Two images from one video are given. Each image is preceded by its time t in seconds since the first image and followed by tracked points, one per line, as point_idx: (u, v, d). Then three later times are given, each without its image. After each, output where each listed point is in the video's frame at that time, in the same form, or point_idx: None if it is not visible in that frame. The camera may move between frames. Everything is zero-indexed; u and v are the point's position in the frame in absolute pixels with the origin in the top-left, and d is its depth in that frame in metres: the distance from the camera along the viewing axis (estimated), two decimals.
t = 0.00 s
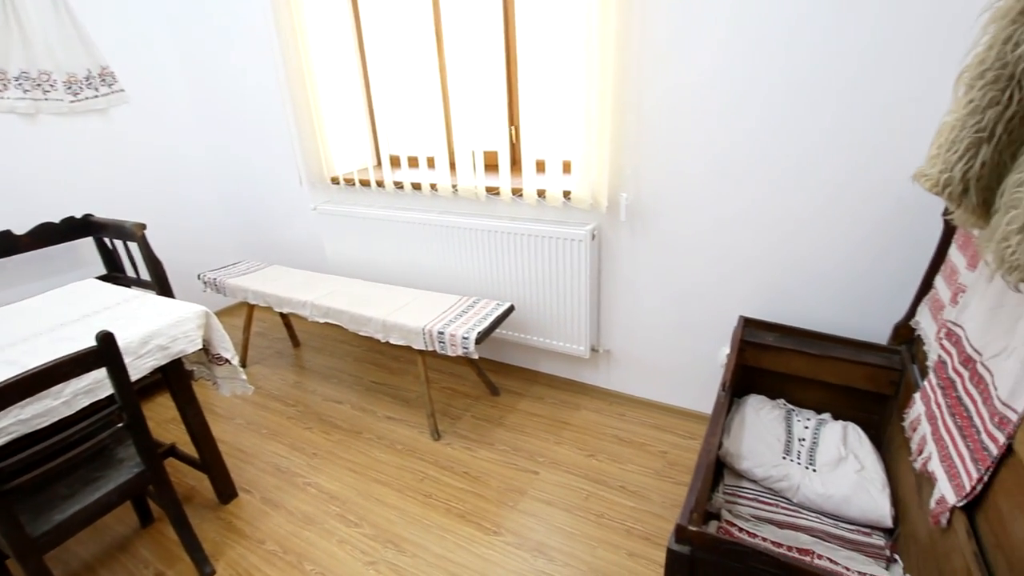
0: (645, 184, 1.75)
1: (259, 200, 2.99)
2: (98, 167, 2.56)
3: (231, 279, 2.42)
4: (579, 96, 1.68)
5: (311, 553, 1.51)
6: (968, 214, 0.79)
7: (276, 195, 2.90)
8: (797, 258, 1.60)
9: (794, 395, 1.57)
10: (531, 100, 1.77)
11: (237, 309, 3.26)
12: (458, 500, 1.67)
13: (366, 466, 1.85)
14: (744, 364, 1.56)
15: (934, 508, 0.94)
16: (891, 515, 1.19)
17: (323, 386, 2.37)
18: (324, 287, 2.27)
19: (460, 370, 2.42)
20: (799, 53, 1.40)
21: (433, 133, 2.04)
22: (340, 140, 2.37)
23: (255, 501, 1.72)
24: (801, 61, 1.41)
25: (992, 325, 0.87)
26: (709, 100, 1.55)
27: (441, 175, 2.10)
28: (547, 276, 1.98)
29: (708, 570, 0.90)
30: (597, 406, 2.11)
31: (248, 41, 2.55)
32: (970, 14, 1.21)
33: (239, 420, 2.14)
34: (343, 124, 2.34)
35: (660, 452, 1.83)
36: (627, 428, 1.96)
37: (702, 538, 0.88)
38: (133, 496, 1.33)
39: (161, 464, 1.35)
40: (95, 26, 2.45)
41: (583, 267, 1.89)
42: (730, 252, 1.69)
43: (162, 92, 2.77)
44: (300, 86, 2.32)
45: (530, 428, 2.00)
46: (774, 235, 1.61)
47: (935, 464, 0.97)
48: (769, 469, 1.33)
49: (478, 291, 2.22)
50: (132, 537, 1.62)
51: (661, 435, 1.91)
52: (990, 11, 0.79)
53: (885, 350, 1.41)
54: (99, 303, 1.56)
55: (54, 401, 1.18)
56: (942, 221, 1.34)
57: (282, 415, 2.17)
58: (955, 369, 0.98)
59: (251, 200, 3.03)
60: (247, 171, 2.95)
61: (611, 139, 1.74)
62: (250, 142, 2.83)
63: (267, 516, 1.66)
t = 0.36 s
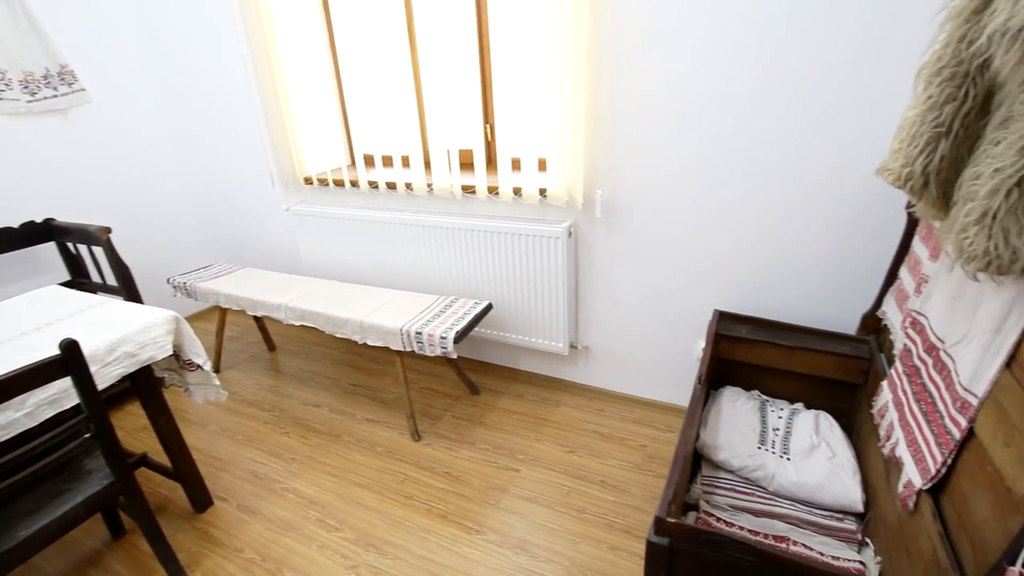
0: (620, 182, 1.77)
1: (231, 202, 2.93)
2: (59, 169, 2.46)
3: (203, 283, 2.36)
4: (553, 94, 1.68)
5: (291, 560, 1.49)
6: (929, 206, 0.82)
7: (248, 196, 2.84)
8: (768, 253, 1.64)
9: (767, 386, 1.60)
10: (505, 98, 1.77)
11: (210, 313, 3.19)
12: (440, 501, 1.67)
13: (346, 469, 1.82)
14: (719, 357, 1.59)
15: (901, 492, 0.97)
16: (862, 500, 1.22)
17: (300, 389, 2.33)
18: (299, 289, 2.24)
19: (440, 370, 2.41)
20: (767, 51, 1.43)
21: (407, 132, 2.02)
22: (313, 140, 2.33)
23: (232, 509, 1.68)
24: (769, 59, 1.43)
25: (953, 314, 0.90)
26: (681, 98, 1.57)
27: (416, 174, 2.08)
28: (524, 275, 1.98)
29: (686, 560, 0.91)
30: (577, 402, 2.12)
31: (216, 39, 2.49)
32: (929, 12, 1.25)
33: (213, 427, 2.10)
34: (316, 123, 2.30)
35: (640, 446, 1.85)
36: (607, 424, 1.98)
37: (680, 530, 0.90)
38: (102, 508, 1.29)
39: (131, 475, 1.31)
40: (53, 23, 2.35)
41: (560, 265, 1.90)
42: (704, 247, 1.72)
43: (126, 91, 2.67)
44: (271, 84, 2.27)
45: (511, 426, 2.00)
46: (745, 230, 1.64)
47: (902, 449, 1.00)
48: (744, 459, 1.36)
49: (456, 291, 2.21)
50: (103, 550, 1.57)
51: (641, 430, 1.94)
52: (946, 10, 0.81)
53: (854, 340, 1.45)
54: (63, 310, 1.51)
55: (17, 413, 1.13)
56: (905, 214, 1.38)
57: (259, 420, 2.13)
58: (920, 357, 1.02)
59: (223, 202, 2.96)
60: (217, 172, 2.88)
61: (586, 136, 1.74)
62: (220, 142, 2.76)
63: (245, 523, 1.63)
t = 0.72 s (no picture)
0: (596, 181, 1.78)
1: (202, 206, 2.87)
2: (20, 175, 2.38)
3: (174, 289, 2.31)
4: (529, 95, 1.68)
5: (271, 570, 1.46)
6: (894, 202, 0.84)
7: (220, 200, 2.78)
8: (742, 250, 1.67)
9: (743, 381, 1.63)
10: (481, 99, 1.77)
11: (182, 320, 3.12)
12: (422, 504, 1.65)
13: (326, 476, 1.80)
14: (696, 353, 1.61)
15: (873, 481, 1.00)
16: (836, 490, 1.25)
17: (278, 395, 2.29)
18: (274, 294, 2.20)
19: (420, 373, 2.40)
20: (737, 52, 1.45)
21: (382, 134, 2.01)
22: (287, 142, 2.30)
23: (209, 520, 1.64)
24: (739, 59, 1.46)
25: (918, 306, 0.93)
26: (654, 98, 1.59)
27: (392, 176, 2.07)
28: (503, 275, 1.99)
29: (668, 555, 0.92)
30: (558, 401, 2.13)
31: (184, 40, 2.43)
32: (890, 14, 1.29)
33: (188, 436, 2.05)
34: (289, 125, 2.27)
35: (621, 443, 1.87)
36: (588, 422, 1.99)
37: (661, 525, 0.90)
38: (72, 524, 1.25)
39: (101, 488, 1.27)
40: (10, 22, 2.26)
41: (538, 265, 1.90)
42: (680, 245, 1.74)
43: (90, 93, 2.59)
44: (241, 86, 2.22)
45: (492, 427, 2.00)
46: (719, 228, 1.67)
47: (872, 439, 1.03)
48: (722, 452, 1.38)
49: (434, 292, 2.20)
50: (73, 567, 1.52)
51: (621, 427, 1.95)
52: (905, 11, 0.84)
53: (825, 333, 1.49)
54: (27, 320, 1.46)
55: None
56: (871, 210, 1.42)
57: (235, 428, 2.08)
58: (888, 349, 1.05)
59: (194, 206, 2.90)
60: (188, 176, 2.81)
61: (561, 136, 1.75)
62: (190, 145, 2.70)
63: (223, 534, 1.59)
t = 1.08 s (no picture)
0: (577, 182, 1.79)
1: (178, 210, 2.81)
2: None
3: (150, 295, 2.26)
4: (509, 96, 1.68)
5: None
6: (867, 199, 0.86)
7: (196, 204, 2.73)
8: (721, 247, 1.69)
9: (725, 377, 1.65)
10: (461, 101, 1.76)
11: (159, 326, 3.05)
12: (408, 508, 1.64)
13: (309, 482, 1.78)
14: (678, 351, 1.63)
15: (850, 472, 1.02)
16: (815, 482, 1.28)
17: (259, 402, 2.26)
18: (254, 299, 2.17)
19: (404, 376, 2.38)
20: (713, 53, 1.47)
21: (362, 135, 1.99)
22: (264, 145, 2.27)
23: (190, 530, 1.61)
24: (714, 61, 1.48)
25: (891, 302, 0.95)
26: (632, 99, 1.61)
27: (372, 178, 2.05)
28: (485, 276, 1.98)
29: (652, 551, 0.93)
30: (543, 401, 2.13)
31: (157, 41, 2.38)
32: (860, 16, 1.32)
33: (167, 445, 2.01)
34: (267, 127, 2.24)
35: (606, 441, 1.88)
36: (572, 421, 2.00)
37: (645, 522, 0.91)
38: (44, 538, 1.21)
39: (75, 501, 1.24)
40: None
41: (520, 265, 1.90)
42: (659, 244, 1.76)
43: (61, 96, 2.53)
44: (217, 87, 2.18)
45: (477, 429, 2.00)
46: (698, 226, 1.69)
47: (850, 432, 1.05)
48: (705, 449, 1.40)
49: (417, 294, 2.19)
50: None
51: (605, 425, 1.96)
52: (873, 14, 0.85)
53: (803, 329, 1.52)
54: None
55: None
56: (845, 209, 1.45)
57: (215, 436, 2.05)
58: (863, 343, 1.07)
59: (169, 211, 2.84)
60: (163, 180, 2.76)
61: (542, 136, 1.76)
62: (164, 147, 2.64)
63: (204, 544, 1.56)
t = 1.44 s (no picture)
0: (561, 183, 1.80)
1: (156, 215, 2.76)
2: None
3: (129, 300, 2.21)
4: (492, 98, 1.68)
5: None
6: (845, 198, 0.88)
7: (176, 208, 2.68)
8: (704, 246, 1.71)
9: (709, 375, 1.67)
10: (444, 103, 1.76)
11: (138, 333, 3.00)
12: (395, 511, 1.63)
13: (295, 487, 1.76)
14: (663, 349, 1.64)
15: (833, 466, 1.04)
16: (799, 476, 1.30)
17: (242, 407, 2.23)
18: (236, 303, 2.14)
19: (390, 379, 2.37)
20: (694, 54, 1.49)
21: (344, 137, 1.97)
22: (245, 148, 2.24)
23: (172, 539, 1.58)
24: (695, 62, 1.49)
25: (870, 298, 0.97)
26: (614, 100, 1.61)
27: (356, 180, 2.04)
28: (470, 277, 1.98)
29: (639, 549, 0.94)
30: (530, 402, 2.14)
31: (128, 42, 2.31)
32: (836, 18, 1.34)
33: (148, 454, 1.97)
34: (247, 130, 2.21)
35: (593, 441, 1.89)
36: (560, 422, 2.00)
37: (632, 520, 0.92)
38: (21, 551, 1.18)
39: (51, 512, 1.21)
40: None
41: (505, 266, 1.91)
42: (643, 244, 1.78)
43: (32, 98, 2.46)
44: (196, 88, 2.15)
45: (465, 430, 1.99)
46: (681, 226, 1.70)
47: (832, 426, 1.07)
48: (691, 446, 1.41)
49: (402, 296, 2.18)
50: None
51: (592, 425, 1.97)
52: (848, 15, 0.87)
53: (785, 326, 1.54)
54: None
55: None
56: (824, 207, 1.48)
57: (198, 443, 2.01)
58: (843, 339, 1.09)
59: (147, 215, 2.79)
60: (140, 184, 2.70)
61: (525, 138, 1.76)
62: (141, 151, 2.59)
63: (188, 553, 1.53)
